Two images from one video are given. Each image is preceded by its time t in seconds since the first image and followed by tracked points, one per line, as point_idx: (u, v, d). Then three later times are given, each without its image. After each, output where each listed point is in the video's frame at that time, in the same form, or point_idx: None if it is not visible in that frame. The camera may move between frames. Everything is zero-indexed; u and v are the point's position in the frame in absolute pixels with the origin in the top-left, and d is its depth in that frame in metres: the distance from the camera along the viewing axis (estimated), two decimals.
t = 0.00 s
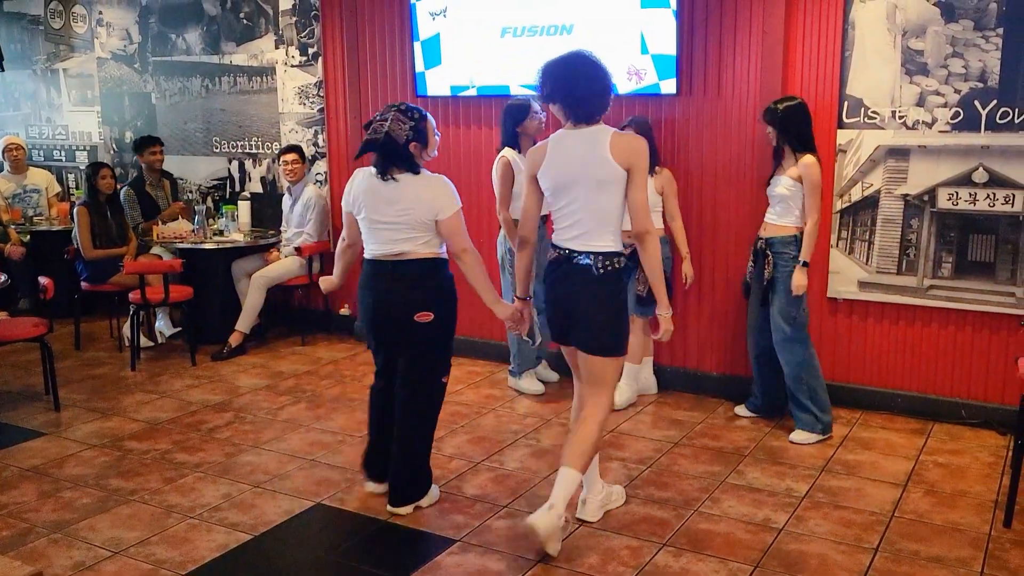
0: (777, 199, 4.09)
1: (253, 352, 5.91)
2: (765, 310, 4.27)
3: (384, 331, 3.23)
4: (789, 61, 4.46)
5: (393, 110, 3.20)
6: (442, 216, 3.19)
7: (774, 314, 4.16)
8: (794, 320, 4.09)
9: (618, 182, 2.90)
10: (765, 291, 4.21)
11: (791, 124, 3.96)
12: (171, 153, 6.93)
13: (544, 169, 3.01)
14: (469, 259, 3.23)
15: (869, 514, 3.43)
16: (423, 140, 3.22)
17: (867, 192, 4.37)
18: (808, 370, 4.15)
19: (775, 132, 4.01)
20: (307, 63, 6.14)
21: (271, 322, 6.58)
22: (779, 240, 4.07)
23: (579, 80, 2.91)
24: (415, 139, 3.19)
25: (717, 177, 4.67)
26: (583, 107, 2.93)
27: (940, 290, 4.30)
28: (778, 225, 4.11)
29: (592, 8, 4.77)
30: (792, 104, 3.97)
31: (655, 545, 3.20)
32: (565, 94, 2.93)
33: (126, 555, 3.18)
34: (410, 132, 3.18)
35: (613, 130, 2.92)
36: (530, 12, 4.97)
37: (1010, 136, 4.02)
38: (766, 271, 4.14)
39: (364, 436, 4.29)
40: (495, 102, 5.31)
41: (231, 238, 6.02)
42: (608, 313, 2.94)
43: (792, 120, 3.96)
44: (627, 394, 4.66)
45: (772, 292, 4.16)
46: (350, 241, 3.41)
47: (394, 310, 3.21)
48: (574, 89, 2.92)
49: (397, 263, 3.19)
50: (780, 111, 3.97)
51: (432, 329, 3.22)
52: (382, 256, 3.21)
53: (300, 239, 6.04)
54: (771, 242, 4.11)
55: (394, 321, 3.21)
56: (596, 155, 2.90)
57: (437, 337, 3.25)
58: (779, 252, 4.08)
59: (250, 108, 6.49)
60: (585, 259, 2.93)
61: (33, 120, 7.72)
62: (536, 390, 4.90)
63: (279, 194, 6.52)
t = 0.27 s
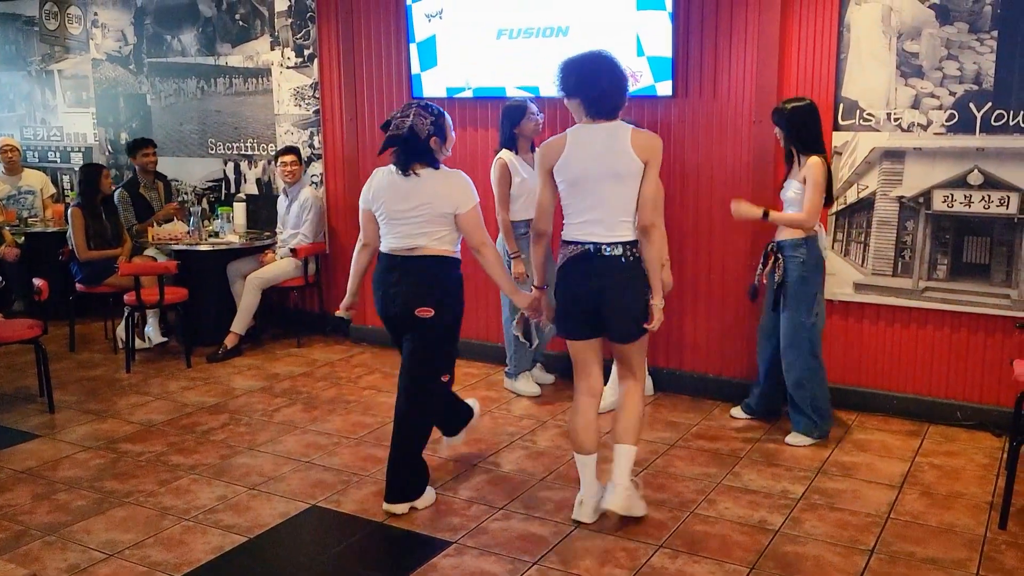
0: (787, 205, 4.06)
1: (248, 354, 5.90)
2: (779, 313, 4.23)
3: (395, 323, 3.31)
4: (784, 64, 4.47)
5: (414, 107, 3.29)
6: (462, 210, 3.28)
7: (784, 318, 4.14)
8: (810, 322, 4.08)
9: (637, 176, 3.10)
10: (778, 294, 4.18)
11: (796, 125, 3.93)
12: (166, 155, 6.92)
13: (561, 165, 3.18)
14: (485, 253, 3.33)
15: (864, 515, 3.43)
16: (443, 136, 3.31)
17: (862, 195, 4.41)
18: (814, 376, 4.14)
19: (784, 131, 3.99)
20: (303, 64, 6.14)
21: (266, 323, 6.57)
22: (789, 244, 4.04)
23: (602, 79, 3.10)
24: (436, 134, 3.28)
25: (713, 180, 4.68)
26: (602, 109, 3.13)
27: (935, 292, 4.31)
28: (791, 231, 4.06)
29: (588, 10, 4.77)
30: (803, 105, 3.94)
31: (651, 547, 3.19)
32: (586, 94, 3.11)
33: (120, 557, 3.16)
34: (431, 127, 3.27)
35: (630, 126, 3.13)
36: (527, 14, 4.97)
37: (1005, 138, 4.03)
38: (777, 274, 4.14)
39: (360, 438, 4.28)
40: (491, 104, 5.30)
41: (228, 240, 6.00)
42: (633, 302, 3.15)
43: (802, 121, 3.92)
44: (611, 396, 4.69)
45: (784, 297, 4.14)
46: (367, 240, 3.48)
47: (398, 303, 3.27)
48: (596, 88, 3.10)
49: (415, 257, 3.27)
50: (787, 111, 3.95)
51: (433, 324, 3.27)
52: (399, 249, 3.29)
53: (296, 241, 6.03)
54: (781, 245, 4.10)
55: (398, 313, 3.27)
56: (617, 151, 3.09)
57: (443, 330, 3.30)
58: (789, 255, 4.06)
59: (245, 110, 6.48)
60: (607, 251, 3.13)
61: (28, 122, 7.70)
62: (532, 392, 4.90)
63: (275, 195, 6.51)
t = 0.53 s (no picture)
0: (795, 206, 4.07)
1: (244, 355, 5.89)
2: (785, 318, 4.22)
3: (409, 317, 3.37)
4: (781, 65, 4.47)
5: (424, 112, 3.37)
6: (465, 211, 3.30)
7: (790, 321, 4.13)
8: (816, 326, 4.06)
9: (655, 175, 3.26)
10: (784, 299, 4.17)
11: (809, 126, 3.92)
12: (162, 155, 6.91)
13: (581, 165, 3.23)
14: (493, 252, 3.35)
15: (861, 516, 3.44)
16: (452, 138, 3.37)
17: (858, 196, 4.42)
18: (817, 383, 4.11)
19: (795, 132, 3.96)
20: (299, 65, 6.13)
21: (262, 324, 6.56)
22: (797, 245, 4.04)
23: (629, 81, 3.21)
24: (445, 136, 3.34)
25: (710, 183, 4.68)
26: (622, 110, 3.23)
27: (931, 293, 4.32)
28: (800, 232, 4.06)
29: (585, 11, 4.77)
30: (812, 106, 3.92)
31: (647, 548, 3.19)
32: (611, 93, 3.20)
33: (115, 559, 3.15)
34: (440, 129, 3.33)
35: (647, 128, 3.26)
36: (523, 14, 4.97)
37: (1001, 139, 4.04)
38: (785, 276, 4.13)
39: (356, 439, 4.27)
40: (487, 105, 5.30)
41: (223, 241, 5.97)
42: (649, 297, 3.28)
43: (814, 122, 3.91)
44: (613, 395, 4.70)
45: (790, 301, 4.13)
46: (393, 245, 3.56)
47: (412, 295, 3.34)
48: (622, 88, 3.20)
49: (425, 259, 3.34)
50: (798, 111, 3.94)
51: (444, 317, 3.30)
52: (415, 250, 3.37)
53: (292, 241, 6.02)
54: (789, 247, 4.10)
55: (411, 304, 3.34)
56: (640, 151, 3.21)
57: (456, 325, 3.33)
58: (796, 256, 4.06)
59: (241, 110, 6.47)
60: (630, 247, 3.24)
61: (23, 122, 7.68)
62: (528, 393, 4.89)
63: (271, 196, 6.49)
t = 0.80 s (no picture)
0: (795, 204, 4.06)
1: (240, 356, 5.87)
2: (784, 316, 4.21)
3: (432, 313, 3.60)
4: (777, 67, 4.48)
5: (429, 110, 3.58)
6: (469, 200, 3.43)
7: (788, 321, 4.13)
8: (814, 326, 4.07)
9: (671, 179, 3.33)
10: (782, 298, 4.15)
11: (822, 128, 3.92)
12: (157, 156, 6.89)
13: (597, 165, 3.31)
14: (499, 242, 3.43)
15: (857, 518, 3.43)
16: (456, 133, 3.53)
17: (854, 198, 4.42)
18: (814, 382, 4.13)
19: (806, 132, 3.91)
20: (295, 65, 6.12)
21: (257, 325, 6.54)
22: (797, 245, 4.02)
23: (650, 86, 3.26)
24: (448, 131, 3.52)
25: (707, 186, 4.68)
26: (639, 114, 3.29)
27: (927, 295, 4.32)
28: (797, 232, 4.05)
29: (581, 12, 4.77)
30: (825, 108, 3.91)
31: (643, 550, 3.18)
32: (632, 95, 3.25)
33: (109, 561, 3.14)
34: (441, 125, 3.52)
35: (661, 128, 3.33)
36: (520, 15, 4.97)
37: (997, 141, 4.04)
38: (782, 275, 4.11)
39: (351, 441, 4.26)
40: (483, 106, 5.29)
41: (217, 241, 5.97)
42: (661, 295, 3.34)
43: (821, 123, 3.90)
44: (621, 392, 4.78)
45: (789, 300, 4.12)
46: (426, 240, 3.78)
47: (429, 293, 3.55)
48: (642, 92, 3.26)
49: (441, 250, 3.52)
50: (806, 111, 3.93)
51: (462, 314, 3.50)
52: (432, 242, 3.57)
53: (287, 242, 6.01)
54: (788, 246, 4.08)
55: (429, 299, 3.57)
56: (656, 155, 3.28)
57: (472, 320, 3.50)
58: (795, 256, 4.05)
59: (237, 111, 6.46)
60: (643, 246, 3.32)
61: (18, 122, 7.66)
62: (524, 394, 4.89)
63: (266, 197, 6.48)
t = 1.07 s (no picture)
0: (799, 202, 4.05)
1: (236, 356, 5.86)
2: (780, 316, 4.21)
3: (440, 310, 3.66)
4: (774, 68, 4.48)
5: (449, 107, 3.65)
6: (471, 201, 3.49)
7: (784, 321, 4.13)
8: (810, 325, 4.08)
9: (672, 181, 3.36)
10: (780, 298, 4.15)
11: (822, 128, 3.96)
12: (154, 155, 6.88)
13: (602, 163, 3.43)
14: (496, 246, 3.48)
15: (853, 519, 3.43)
16: (470, 133, 3.60)
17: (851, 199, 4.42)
18: (809, 381, 4.14)
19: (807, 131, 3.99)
20: (291, 65, 6.11)
21: (254, 325, 6.53)
22: (798, 245, 4.01)
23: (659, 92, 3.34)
24: (460, 131, 3.59)
25: (703, 187, 4.67)
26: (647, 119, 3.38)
27: (923, 296, 4.32)
28: (800, 231, 4.05)
29: (578, 12, 4.77)
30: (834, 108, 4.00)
31: (640, 551, 3.18)
32: (637, 98, 3.34)
33: (104, 561, 3.13)
34: (456, 125, 3.59)
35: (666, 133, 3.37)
36: (517, 16, 4.96)
37: (993, 142, 4.04)
38: (783, 275, 4.11)
39: (347, 441, 4.25)
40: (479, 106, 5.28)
41: (213, 241, 5.95)
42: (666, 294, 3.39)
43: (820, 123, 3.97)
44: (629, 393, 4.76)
45: (787, 299, 4.12)
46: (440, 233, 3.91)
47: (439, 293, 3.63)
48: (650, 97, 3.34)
49: (446, 247, 3.61)
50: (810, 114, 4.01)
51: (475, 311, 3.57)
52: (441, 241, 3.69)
53: (284, 242, 6.01)
54: (789, 247, 4.08)
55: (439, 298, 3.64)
56: (656, 157, 3.34)
57: (483, 317, 3.58)
58: (796, 256, 4.04)
59: (233, 110, 6.45)
60: (644, 247, 3.38)
61: (13, 121, 7.64)
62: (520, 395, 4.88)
63: (263, 197, 6.47)
